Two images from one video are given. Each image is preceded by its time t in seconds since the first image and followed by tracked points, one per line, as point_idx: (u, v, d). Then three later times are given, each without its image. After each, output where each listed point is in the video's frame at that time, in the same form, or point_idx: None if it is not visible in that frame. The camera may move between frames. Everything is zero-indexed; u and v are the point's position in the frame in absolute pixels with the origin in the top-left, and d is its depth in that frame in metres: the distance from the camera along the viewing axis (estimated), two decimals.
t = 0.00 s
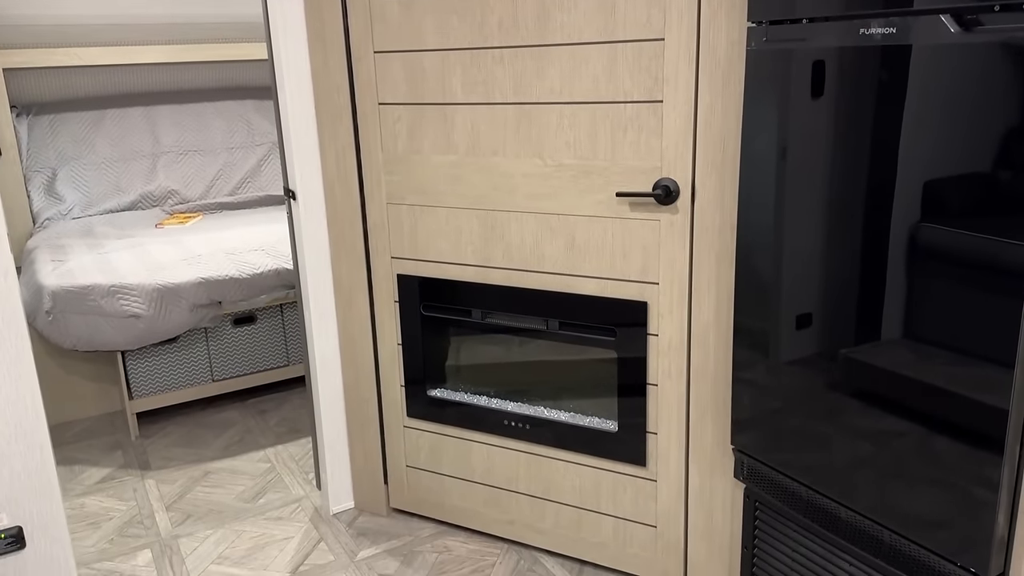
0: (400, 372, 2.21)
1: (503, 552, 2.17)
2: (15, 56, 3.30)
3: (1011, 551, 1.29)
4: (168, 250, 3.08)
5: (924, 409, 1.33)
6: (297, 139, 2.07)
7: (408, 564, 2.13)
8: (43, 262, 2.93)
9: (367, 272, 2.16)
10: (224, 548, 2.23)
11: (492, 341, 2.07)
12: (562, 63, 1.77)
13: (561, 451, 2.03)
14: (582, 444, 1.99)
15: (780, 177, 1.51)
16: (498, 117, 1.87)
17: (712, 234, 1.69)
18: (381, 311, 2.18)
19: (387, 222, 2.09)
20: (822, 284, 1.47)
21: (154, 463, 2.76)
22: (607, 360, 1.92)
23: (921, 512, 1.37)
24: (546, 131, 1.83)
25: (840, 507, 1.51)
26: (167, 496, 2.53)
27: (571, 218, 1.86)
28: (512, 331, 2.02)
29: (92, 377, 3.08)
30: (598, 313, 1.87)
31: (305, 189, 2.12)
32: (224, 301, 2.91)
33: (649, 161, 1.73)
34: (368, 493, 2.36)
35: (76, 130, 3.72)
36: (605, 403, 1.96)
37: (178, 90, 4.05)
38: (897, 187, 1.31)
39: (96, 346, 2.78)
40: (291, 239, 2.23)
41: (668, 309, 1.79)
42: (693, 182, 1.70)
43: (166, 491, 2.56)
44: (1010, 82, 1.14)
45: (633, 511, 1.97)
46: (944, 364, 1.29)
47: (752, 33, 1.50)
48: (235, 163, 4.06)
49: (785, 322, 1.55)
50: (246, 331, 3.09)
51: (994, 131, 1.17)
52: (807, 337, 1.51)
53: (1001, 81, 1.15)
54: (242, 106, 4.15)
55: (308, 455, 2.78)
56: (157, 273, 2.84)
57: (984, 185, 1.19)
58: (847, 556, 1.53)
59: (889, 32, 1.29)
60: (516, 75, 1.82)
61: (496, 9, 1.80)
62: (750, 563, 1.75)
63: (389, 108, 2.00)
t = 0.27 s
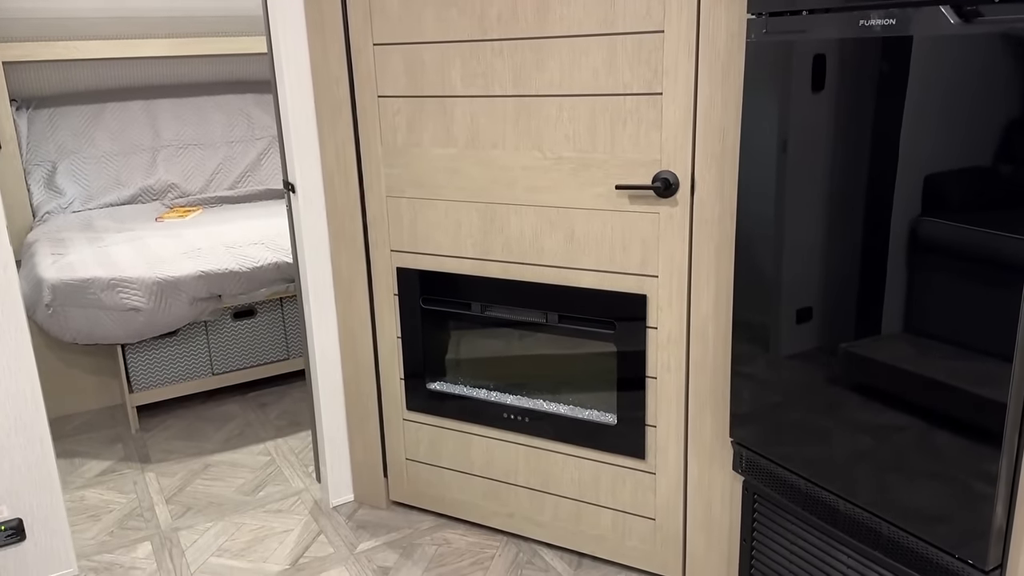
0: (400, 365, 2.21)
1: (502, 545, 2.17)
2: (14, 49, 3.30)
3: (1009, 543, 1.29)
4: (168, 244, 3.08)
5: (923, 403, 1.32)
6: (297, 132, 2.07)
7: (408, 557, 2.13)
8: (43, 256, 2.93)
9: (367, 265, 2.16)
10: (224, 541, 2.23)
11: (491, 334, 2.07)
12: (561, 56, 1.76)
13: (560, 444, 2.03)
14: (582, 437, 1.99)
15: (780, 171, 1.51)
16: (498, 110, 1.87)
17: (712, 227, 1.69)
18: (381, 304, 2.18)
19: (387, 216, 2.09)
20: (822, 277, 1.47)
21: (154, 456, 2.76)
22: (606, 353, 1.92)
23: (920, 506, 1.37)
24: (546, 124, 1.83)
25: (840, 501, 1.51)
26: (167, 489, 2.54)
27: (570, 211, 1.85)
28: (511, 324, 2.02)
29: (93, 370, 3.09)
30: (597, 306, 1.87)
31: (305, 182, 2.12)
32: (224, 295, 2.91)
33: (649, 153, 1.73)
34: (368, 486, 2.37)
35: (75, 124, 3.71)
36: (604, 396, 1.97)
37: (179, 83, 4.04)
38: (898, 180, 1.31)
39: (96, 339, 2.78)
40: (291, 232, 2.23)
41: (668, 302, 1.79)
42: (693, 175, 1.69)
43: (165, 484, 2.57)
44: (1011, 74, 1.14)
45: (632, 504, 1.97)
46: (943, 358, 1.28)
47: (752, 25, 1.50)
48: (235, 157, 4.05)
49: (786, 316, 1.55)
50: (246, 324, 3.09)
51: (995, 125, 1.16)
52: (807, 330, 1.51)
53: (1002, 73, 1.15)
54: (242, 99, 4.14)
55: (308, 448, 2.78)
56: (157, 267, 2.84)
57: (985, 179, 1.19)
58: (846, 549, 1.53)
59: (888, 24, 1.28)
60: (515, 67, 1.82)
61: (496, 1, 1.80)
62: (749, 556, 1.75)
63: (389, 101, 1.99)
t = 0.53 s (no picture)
0: (396, 360, 2.21)
1: (499, 539, 2.17)
2: (11, 45, 3.29)
3: (1003, 537, 1.29)
4: (165, 239, 3.08)
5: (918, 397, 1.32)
6: (292, 126, 2.07)
7: (404, 551, 2.13)
8: (40, 251, 2.93)
9: (363, 260, 2.16)
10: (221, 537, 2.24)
11: (487, 329, 2.07)
12: (556, 50, 1.76)
13: (557, 439, 2.03)
14: (578, 432, 1.99)
15: (776, 166, 1.50)
16: (493, 105, 1.87)
17: (707, 222, 1.69)
18: (377, 299, 2.18)
19: (383, 211, 2.09)
20: (818, 272, 1.47)
21: (151, 451, 2.76)
22: (602, 348, 1.92)
23: (915, 500, 1.37)
24: (541, 119, 1.82)
25: (835, 495, 1.51)
26: (164, 485, 2.54)
27: (566, 206, 1.85)
28: (507, 319, 2.02)
29: (90, 366, 3.09)
30: (593, 301, 1.87)
31: (301, 177, 2.11)
32: (221, 290, 2.91)
33: (645, 148, 1.73)
34: (365, 481, 2.37)
35: (72, 119, 3.71)
36: (600, 391, 1.97)
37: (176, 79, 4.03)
38: (894, 175, 1.30)
39: (93, 335, 2.78)
40: (287, 227, 2.22)
41: (663, 297, 1.79)
42: (688, 170, 1.69)
43: (162, 480, 2.57)
44: (1008, 69, 1.13)
45: (628, 499, 1.98)
46: (938, 353, 1.28)
47: (746, 19, 1.50)
48: (232, 153, 4.05)
49: (782, 311, 1.55)
50: (243, 320, 3.09)
51: (991, 120, 1.16)
52: (804, 326, 1.51)
53: (999, 68, 1.14)
54: (239, 95, 4.13)
55: (305, 443, 2.78)
56: (154, 262, 2.84)
57: (981, 174, 1.18)
58: (841, 543, 1.53)
59: (882, 18, 1.28)
60: (510, 62, 1.82)
61: None
62: (744, 551, 1.75)
63: (384, 95, 1.99)
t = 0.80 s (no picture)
0: (394, 357, 2.21)
1: (496, 536, 2.17)
2: (10, 44, 3.28)
3: (998, 530, 1.30)
4: (162, 237, 3.08)
5: (913, 392, 1.32)
6: (289, 124, 2.07)
7: (402, 548, 2.14)
8: (37, 250, 2.93)
9: (360, 257, 2.16)
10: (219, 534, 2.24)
11: (484, 326, 2.07)
12: (552, 47, 1.76)
13: (554, 435, 2.04)
14: (575, 428, 1.99)
15: (773, 162, 1.50)
16: (490, 102, 1.87)
17: (703, 217, 1.69)
18: (374, 297, 2.18)
19: (380, 208, 2.09)
20: (815, 268, 1.46)
21: (149, 449, 2.77)
22: (598, 344, 1.93)
23: (910, 494, 1.37)
24: (537, 115, 1.83)
25: (830, 489, 1.52)
26: (162, 482, 2.54)
27: (562, 203, 1.85)
28: (504, 316, 2.02)
29: (88, 364, 3.09)
30: (590, 297, 1.88)
31: (297, 175, 2.12)
32: (218, 288, 2.92)
33: (641, 144, 1.73)
34: (363, 478, 2.37)
35: (69, 118, 3.70)
36: (597, 387, 1.97)
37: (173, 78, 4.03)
38: (891, 171, 1.30)
39: (90, 333, 2.78)
40: (284, 224, 2.22)
41: (660, 293, 1.80)
42: (684, 166, 1.69)
43: (160, 477, 2.57)
44: (1004, 64, 1.13)
45: (625, 495, 1.98)
46: (934, 348, 1.28)
47: (741, 14, 1.50)
48: (230, 151, 4.05)
49: (779, 308, 1.55)
50: (241, 318, 3.10)
51: (988, 115, 1.16)
52: (801, 322, 1.51)
53: (995, 63, 1.14)
54: (237, 93, 4.13)
55: (303, 440, 2.79)
56: (151, 261, 2.84)
57: (978, 170, 1.18)
58: (836, 537, 1.53)
59: (876, 13, 1.28)
60: (506, 59, 1.82)
61: None
62: (740, 545, 1.75)
63: (380, 93, 1.99)
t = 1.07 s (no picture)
0: (393, 357, 2.21)
1: (497, 535, 2.18)
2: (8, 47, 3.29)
3: (996, 525, 1.30)
4: (162, 239, 3.08)
5: (912, 389, 1.33)
6: (287, 124, 2.07)
7: (403, 548, 2.14)
8: (37, 253, 2.94)
9: (359, 258, 2.17)
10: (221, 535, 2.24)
11: (483, 325, 2.08)
12: (549, 46, 1.76)
13: (553, 434, 2.04)
14: (575, 427, 2.00)
15: (771, 161, 1.50)
16: (487, 101, 1.87)
17: (700, 215, 1.69)
18: (373, 297, 2.18)
19: (378, 208, 2.09)
20: (814, 267, 1.47)
21: (149, 451, 2.77)
22: (597, 342, 1.93)
23: (909, 491, 1.37)
24: (535, 115, 1.83)
25: (829, 486, 1.52)
26: (163, 484, 2.55)
27: (560, 202, 1.86)
28: (503, 315, 2.03)
29: (89, 366, 3.10)
30: (588, 296, 1.88)
31: (296, 176, 2.12)
32: (218, 290, 2.92)
33: (638, 143, 1.73)
34: (363, 478, 2.38)
35: (68, 120, 3.71)
36: (596, 386, 1.98)
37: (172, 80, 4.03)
38: (890, 168, 1.30)
39: (90, 335, 2.78)
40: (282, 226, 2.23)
41: (658, 291, 1.80)
42: (681, 164, 1.70)
43: (161, 479, 2.57)
44: (1001, 61, 1.13)
45: (625, 493, 1.98)
46: (932, 344, 1.28)
47: (737, 13, 1.50)
48: (229, 153, 4.06)
49: (778, 306, 1.55)
50: (241, 319, 3.10)
51: (986, 112, 1.16)
52: (800, 320, 1.51)
53: (992, 60, 1.14)
54: (235, 95, 4.13)
55: (303, 441, 2.79)
56: (151, 262, 2.84)
57: (976, 167, 1.18)
58: (835, 534, 1.54)
59: (871, 10, 1.28)
60: (504, 58, 1.82)
61: None
62: (740, 542, 1.76)
63: (378, 93, 2.00)
